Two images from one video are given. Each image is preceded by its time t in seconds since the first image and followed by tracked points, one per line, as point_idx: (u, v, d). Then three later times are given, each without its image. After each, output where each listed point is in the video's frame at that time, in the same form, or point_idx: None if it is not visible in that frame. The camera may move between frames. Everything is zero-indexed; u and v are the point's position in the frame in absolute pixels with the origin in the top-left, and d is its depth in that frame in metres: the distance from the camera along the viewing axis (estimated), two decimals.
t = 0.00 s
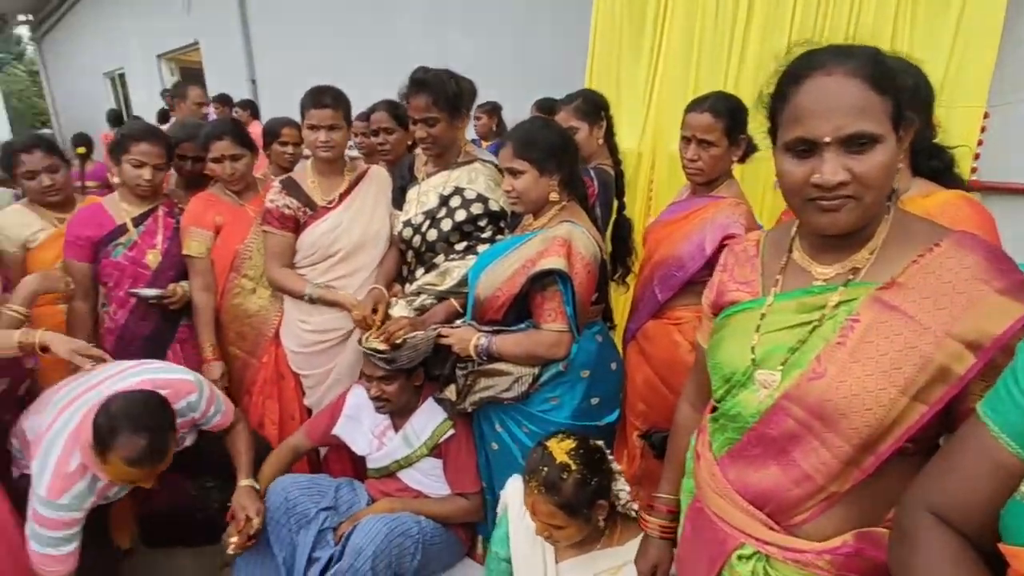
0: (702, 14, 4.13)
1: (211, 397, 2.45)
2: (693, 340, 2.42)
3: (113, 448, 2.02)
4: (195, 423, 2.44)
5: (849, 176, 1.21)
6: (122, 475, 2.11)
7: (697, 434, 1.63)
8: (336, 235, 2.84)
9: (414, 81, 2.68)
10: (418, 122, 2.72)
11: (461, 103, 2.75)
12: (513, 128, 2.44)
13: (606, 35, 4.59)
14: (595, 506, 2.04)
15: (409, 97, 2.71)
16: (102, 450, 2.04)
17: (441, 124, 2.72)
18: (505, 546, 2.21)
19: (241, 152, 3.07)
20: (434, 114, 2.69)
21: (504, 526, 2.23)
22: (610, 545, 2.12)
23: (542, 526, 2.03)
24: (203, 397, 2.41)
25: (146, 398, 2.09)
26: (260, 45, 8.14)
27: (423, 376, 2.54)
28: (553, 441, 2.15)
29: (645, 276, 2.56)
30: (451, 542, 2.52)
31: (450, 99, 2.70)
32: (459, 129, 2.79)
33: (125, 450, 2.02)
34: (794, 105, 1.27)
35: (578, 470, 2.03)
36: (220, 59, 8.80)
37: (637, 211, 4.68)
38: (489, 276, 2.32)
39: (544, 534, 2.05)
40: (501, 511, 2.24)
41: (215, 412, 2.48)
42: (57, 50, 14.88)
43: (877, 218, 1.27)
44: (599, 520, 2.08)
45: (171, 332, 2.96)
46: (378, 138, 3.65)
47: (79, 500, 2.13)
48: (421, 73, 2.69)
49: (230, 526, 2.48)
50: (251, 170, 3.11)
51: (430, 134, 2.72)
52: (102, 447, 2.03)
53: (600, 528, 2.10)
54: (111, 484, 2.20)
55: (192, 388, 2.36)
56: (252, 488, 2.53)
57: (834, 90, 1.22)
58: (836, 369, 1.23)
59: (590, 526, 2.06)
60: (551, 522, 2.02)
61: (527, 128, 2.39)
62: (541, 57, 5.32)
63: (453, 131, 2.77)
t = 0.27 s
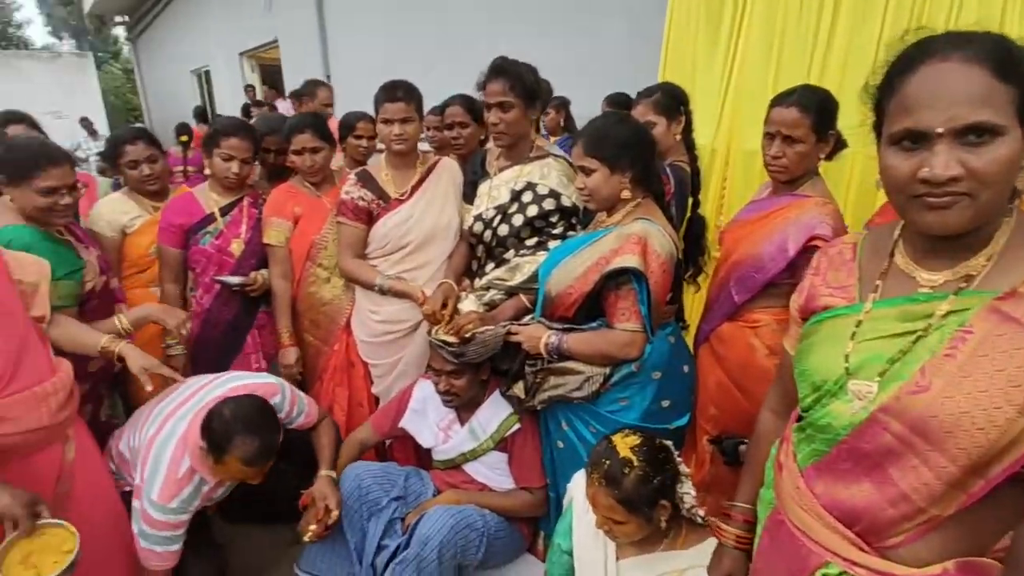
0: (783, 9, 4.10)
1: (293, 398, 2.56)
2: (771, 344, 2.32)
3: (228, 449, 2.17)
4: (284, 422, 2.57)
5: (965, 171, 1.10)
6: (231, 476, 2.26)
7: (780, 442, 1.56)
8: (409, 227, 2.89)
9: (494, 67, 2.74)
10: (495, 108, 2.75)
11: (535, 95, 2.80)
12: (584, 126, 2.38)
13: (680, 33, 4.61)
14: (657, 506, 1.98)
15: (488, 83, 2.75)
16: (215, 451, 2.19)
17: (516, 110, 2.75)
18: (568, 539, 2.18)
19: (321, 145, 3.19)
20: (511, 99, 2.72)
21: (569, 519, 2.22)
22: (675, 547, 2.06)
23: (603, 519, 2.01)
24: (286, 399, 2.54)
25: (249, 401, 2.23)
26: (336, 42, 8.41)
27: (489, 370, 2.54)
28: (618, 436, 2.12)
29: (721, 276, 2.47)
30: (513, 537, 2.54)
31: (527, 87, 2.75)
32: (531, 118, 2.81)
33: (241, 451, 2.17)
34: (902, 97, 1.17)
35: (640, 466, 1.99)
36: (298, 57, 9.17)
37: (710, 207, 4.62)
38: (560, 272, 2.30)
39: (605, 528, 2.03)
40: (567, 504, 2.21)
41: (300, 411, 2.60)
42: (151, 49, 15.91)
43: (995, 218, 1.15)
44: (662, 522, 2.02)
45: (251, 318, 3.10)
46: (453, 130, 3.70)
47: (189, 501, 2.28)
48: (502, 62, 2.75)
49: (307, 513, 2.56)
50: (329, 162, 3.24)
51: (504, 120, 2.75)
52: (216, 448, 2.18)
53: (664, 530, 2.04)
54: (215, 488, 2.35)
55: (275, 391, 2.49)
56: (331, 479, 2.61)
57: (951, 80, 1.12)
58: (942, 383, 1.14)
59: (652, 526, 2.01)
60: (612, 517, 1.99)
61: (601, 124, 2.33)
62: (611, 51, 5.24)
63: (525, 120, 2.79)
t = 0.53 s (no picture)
0: None
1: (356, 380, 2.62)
2: (852, 349, 2.20)
3: (310, 427, 2.25)
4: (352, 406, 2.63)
5: None
6: (310, 454, 2.35)
7: (866, 452, 1.47)
8: (476, 218, 2.90)
9: (567, 55, 2.69)
10: (565, 96, 2.71)
11: (607, 84, 2.74)
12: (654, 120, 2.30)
13: (757, 20, 4.41)
14: (717, 507, 1.89)
15: (560, 71, 2.71)
16: (294, 429, 2.28)
17: (587, 99, 2.70)
18: (626, 534, 2.13)
19: (394, 133, 3.24)
20: (582, 88, 2.68)
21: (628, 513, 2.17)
22: (738, 551, 1.97)
23: (661, 516, 1.94)
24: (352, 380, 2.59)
25: (327, 380, 2.31)
26: (405, 34, 8.55)
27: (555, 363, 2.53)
28: (681, 433, 2.04)
29: (799, 276, 2.36)
30: (573, 534, 2.52)
31: (599, 76, 2.70)
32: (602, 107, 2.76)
33: (323, 428, 2.25)
34: None
35: (702, 464, 1.91)
36: (368, 49, 9.39)
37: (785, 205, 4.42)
38: (629, 266, 2.25)
39: (663, 524, 1.95)
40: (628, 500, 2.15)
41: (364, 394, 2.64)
42: (231, 43, 16.68)
43: None
44: (722, 525, 1.93)
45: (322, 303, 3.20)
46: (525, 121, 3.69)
47: (269, 483, 2.35)
48: (575, 49, 2.71)
49: (376, 504, 2.53)
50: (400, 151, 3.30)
51: (574, 109, 2.70)
52: (297, 426, 2.27)
53: (725, 532, 1.96)
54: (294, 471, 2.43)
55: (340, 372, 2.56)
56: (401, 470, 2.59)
57: None
58: None
59: (713, 528, 1.92)
60: (670, 513, 1.91)
61: (674, 116, 2.24)
62: (683, 40, 5.08)
63: (596, 110, 2.74)
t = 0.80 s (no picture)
0: None
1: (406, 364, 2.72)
2: (939, 358, 2.05)
3: (365, 402, 2.30)
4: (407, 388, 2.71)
5: None
6: (365, 432, 2.39)
7: (958, 468, 1.37)
8: (539, 210, 2.88)
9: (636, 44, 2.60)
10: (633, 87, 2.63)
11: (678, 74, 2.65)
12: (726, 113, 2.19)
13: (841, 4, 4.22)
14: (782, 518, 1.76)
15: (629, 61, 2.62)
16: (351, 407, 2.33)
17: (655, 90, 2.62)
18: (682, 540, 2.06)
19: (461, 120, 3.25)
20: (651, 78, 2.59)
21: (684, 519, 2.08)
22: (802, 566, 1.85)
23: (718, 523, 1.83)
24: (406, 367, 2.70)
25: (382, 358, 2.38)
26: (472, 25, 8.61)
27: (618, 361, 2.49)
28: (745, 438, 1.91)
29: (882, 278, 2.22)
30: (626, 533, 2.48)
31: (669, 67, 2.61)
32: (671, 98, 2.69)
33: (379, 403, 2.30)
34: None
35: (767, 473, 1.77)
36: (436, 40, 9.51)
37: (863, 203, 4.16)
38: (696, 263, 2.17)
39: (720, 533, 1.84)
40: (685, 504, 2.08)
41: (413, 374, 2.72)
42: (304, 35, 17.26)
43: None
44: (786, 538, 1.81)
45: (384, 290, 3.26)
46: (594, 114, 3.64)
47: (329, 462, 2.41)
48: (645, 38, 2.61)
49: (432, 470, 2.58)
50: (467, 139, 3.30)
51: (641, 100, 2.63)
52: (353, 403, 2.32)
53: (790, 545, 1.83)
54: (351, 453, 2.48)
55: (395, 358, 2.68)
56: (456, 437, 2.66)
57: None
58: None
59: (775, 541, 1.80)
60: (730, 522, 1.79)
61: (748, 109, 2.14)
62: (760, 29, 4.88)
63: (665, 101, 2.66)
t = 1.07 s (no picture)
0: None
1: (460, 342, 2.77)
2: None
3: (416, 375, 2.33)
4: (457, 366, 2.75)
5: None
6: (416, 405, 2.43)
7: None
8: (602, 203, 2.84)
9: (707, 33, 2.52)
10: (704, 77, 2.55)
11: (753, 63, 2.54)
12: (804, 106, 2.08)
13: None
14: (856, 533, 1.68)
15: (699, 52, 2.54)
16: (402, 380, 2.37)
17: (728, 80, 2.53)
18: (743, 547, 2.00)
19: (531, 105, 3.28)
20: (723, 68, 2.50)
21: (746, 525, 2.02)
22: None
23: (784, 531, 1.76)
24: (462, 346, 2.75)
25: (432, 331, 2.40)
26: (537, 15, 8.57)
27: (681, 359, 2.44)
28: (819, 446, 1.82)
29: (975, 282, 2.07)
30: (683, 533, 2.44)
31: (744, 56, 2.51)
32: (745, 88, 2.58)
33: (428, 375, 2.33)
34: None
35: (843, 484, 1.69)
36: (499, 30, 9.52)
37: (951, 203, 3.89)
38: (768, 262, 2.08)
39: (786, 542, 1.77)
40: (746, 511, 2.03)
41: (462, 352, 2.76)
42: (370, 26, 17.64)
43: None
44: (858, 553, 1.72)
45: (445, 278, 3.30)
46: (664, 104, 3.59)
47: (385, 438, 2.46)
48: (716, 26, 2.53)
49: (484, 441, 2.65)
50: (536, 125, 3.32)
51: (712, 92, 2.54)
52: (404, 377, 2.36)
53: (863, 562, 1.73)
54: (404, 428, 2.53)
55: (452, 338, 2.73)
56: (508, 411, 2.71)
57: None
58: None
59: (846, 556, 1.72)
60: (798, 531, 1.72)
61: (827, 101, 2.02)
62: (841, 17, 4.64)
63: (738, 91, 2.56)
